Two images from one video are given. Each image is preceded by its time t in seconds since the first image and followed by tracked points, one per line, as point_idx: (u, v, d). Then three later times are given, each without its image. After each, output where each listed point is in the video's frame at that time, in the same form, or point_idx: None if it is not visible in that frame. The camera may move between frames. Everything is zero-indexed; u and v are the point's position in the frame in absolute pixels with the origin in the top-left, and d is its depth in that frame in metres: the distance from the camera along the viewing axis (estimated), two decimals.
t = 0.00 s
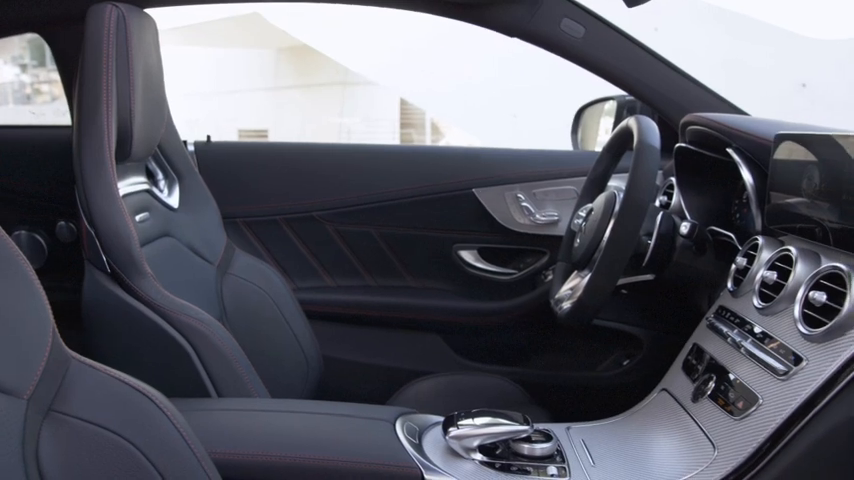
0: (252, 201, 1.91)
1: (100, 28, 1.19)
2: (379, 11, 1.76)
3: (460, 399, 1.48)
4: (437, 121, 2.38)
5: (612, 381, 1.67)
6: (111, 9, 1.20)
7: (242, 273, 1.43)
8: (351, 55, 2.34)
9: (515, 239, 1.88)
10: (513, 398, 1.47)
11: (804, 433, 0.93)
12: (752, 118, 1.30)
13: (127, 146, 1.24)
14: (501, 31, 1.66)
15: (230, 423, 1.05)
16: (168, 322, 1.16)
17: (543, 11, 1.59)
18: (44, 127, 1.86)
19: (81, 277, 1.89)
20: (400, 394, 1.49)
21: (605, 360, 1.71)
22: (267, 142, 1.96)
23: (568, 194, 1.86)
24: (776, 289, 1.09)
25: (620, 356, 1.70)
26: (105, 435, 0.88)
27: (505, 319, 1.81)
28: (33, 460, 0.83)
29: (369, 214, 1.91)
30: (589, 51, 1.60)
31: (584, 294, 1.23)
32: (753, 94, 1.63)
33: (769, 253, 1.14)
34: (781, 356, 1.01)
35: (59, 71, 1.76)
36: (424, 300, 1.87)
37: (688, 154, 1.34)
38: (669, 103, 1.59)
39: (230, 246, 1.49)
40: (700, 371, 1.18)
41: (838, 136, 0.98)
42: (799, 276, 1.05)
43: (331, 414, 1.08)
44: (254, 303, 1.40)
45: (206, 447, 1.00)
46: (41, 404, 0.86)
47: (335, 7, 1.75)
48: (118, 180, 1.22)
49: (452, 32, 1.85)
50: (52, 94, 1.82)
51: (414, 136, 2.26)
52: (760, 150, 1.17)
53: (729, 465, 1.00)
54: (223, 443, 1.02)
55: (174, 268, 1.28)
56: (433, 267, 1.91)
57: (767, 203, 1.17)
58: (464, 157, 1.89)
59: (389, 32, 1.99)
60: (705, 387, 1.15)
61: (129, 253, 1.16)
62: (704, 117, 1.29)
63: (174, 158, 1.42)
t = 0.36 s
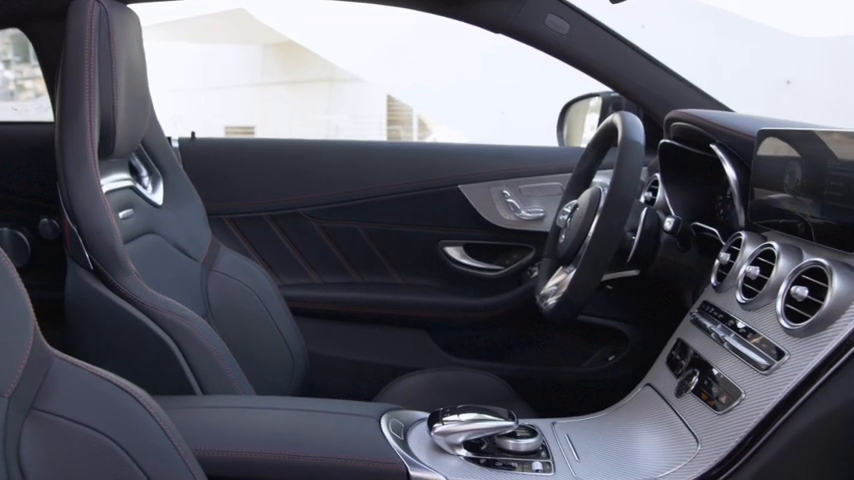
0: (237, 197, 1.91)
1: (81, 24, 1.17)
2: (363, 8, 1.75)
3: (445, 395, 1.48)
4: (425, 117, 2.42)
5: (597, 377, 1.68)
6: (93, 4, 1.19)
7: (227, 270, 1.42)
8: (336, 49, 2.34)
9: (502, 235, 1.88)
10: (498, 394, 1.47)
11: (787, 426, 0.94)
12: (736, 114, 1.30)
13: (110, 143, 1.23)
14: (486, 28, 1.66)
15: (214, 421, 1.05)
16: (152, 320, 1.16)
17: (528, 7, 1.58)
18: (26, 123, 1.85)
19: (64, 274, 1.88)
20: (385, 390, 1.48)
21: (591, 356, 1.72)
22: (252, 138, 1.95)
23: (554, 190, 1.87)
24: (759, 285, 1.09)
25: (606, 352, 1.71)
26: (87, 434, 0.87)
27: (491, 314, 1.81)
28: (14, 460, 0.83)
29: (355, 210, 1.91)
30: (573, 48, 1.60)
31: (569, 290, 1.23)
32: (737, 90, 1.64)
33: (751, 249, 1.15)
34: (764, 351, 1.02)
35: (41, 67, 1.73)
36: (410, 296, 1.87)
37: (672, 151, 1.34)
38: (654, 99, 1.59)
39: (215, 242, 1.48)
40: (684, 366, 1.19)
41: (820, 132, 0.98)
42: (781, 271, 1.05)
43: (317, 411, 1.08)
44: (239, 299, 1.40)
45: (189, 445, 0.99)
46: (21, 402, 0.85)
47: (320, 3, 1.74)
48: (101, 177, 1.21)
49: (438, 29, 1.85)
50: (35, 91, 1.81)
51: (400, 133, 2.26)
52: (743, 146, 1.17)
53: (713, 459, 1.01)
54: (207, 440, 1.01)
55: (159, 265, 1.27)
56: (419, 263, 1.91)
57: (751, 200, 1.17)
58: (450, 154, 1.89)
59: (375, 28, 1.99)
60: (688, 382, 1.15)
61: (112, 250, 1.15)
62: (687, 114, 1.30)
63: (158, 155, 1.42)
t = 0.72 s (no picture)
0: (222, 194, 1.90)
1: (63, 18, 1.16)
2: (349, 3, 1.75)
3: (431, 391, 1.48)
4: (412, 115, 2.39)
5: (583, 372, 1.68)
6: None
7: (212, 267, 1.42)
8: (322, 45, 2.33)
9: (488, 232, 1.88)
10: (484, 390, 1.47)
11: (768, 420, 0.95)
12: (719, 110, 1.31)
13: (93, 139, 1.22)
14: (471, 24, 1.66)
15: (198, 418, 1.04)
16: (137, 317, 1.15)
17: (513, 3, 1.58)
18: (9, 119, 1.84)
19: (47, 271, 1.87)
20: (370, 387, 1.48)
21: (576, 352, 1.73)
22: (237, 134, 1.94)
23: (539, 186, 1.87)
24: (741, 280, 1.10)
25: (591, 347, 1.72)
26: (70, 432, 0.85)
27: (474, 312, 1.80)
28: None
29: (341, 206, 1.91)
30: (558, 44, 1.60)
31: (554, 286, 1.23)
32: (721, 87, 1.65)
33: (735, 243, 1.16)
34: (746, 345, 1.03)
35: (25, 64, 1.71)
36: (396, 292, 1.87)
37: (656, 146, 1.35)
38: (638, 96, 1.60)
39: (199, 239, 1.48)
40: (668, 361, 1.19)
41: (801, 127, 0.99)
42: (764, 266, 1.06)
43: (302, 408, 1.08)
44: (225, 297, 1.40)
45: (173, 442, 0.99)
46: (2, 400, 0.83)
47: None
48: (83, 173, 1.20)
49: (424, 25, 1.84)
50: (19, 87, 1.79)
51: (387, 130, 2.26)
52: (726, 142, 1.18)
53: (697, 453, 1.02)
54: (191, 438, 1.01)
55: (145, 262, 1.27)
56: (405, 260, 1.91)
57: (734, 195, 1.18)
58: (436, 150, 1.89)
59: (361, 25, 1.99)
60: (672, 377, 1.16)
61: (96, 246, 1.14)
62: (672, 109, 1.30)
63: (141, 151, 1.41)
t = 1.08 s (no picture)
0: (207, 190, 1.89)
1: (44, 12, 1.15)
2: None
3: (416, 387, 1.48)
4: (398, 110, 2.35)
5: (569, 367, 1.69)
6: None
7: (197, 264, 1.42)
8: (309, 40, 2.32)
9: (474, 227, 1.88)
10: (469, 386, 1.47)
11: (750, 415, 0.96)
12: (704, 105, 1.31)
13: (75, 135, 1.21)
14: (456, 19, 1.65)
15: (181, 415, 1.03)
16: (121, 314, 1.14)
17: None
18: None
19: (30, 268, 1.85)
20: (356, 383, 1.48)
21: (562, 347, 1.73)
22: (222, 130, 1.93)
23: (525, 182, 1.88)
24: (724, 274, 1.11)
25: (576, 342, 1.72)
26: (50, 431, 0.81)
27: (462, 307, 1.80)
28: None
29: (327, 202, 1.90)
30: (543, 40, 1.60)
31: (539, 282, 1.23)
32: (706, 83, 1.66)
33: (718, 238, 1.17)
34: (729, 340, 1.03)
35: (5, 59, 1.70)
36: (382, 288, 1.86)
37: (641, 142, 1.35)
38: (623, 92, 1.60)
39: (184, 236, 1.47)
40: (652, 355, 1.20)
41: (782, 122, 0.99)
42: (747, 261, 1.07)
43: (287, 404, 1.07)
44: (210, 293, 1.39)
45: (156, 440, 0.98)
46: None
47: None
48: (65, 169, 1.19)
49: (410, 20, 1.84)
50: None
51: (375, 126, 2.25)
52: (710, 138, 1.19)
53: (679, 447, 1.02)
54: (175, 435, 1.00)
55: (130, 259, 1.26)
56: (391, 256, 1.91)
57: (719, 190, 1.18)
58: (421, 146, 1.89)
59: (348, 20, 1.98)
60: (656, 371, 1.17)
61: (78, 243, 1.13)
62: (656, 105, 1.30)
63: (125, 146, 1.40)
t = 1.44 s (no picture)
0: (190, 186, 1.88)
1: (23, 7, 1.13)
2: None
3: (401, 384, 1.48)
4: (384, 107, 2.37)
5: (553, 363, 1.70)
6: None
7: (181, 260, 1.41)
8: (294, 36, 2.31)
9: (458, 223, 1.88)
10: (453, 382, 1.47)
11: (730, 409, 0.97)
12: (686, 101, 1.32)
13: (55, 130, 1.20)
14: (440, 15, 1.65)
15: (163, 412, 1.02)
16: (102, 312, 1.14)
17: None
18: None
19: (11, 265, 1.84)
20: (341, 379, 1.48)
21: (547, 342, 1.74)
22: (206, 126, 1.92)
23: (509, 178, 1.89)
24: (706, 269, 1.11)
25: (560, 337, 1.73)
26: (30, 428, 0.80)
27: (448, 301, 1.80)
28: None
29: (312, 199, 1.90)
30: (527, 36, 1.60)
31: (523, 277, 1.23)
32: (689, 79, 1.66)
33: (700, 233, 1.17)
34: (711, 334, 1.04)
35: None
36: (367, 284, 1.86)
37: (624, 137, 1.35)
38: (607, 88, 1.60)
39: (167, 233, 1.47)
40: (635, 350, 1.21)
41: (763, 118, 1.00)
42: (728, 255, 1.07)
43: (270, 401, 1.07)
44: (193, 290, 1.39)
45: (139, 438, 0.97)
46: None
47: None
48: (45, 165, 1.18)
49: (395, 15, 1.84)
50: None
51: (361, 122, 2.25)
52: (692, 134, 1.19)
53: (661, 441, 1.03)
54: (157, 432, 0.99)
55: (112, 256, 1.25)
56: (376, 252, 1.91)
57: (701, 186, 1.18)
58: (406, 142, 1.89)
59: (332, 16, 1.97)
60: (638, 366, 1.17)
61: (59, 240, 1.12)
62: (639, 100, 1.31)
63: (107, 143, 1.40)
